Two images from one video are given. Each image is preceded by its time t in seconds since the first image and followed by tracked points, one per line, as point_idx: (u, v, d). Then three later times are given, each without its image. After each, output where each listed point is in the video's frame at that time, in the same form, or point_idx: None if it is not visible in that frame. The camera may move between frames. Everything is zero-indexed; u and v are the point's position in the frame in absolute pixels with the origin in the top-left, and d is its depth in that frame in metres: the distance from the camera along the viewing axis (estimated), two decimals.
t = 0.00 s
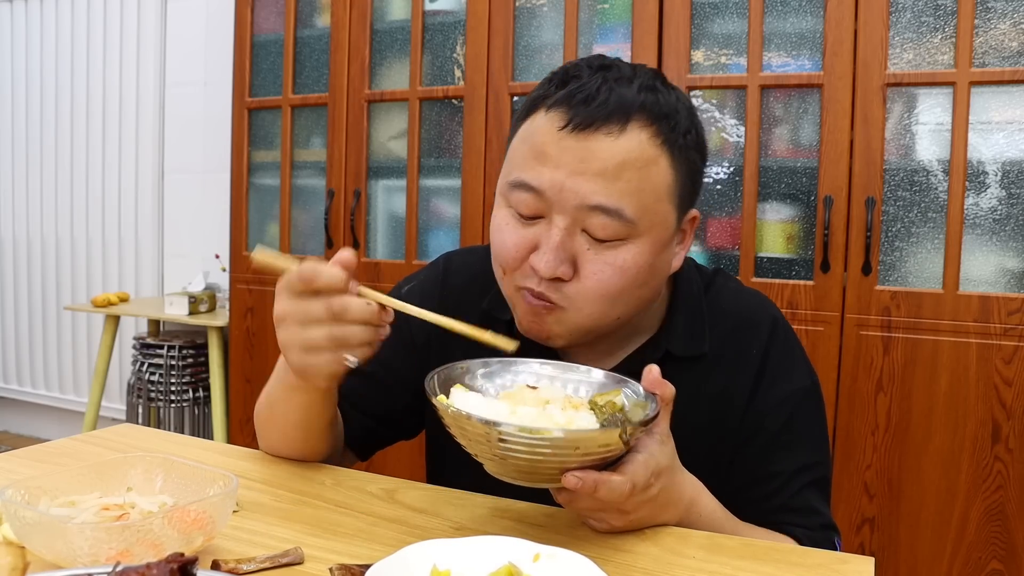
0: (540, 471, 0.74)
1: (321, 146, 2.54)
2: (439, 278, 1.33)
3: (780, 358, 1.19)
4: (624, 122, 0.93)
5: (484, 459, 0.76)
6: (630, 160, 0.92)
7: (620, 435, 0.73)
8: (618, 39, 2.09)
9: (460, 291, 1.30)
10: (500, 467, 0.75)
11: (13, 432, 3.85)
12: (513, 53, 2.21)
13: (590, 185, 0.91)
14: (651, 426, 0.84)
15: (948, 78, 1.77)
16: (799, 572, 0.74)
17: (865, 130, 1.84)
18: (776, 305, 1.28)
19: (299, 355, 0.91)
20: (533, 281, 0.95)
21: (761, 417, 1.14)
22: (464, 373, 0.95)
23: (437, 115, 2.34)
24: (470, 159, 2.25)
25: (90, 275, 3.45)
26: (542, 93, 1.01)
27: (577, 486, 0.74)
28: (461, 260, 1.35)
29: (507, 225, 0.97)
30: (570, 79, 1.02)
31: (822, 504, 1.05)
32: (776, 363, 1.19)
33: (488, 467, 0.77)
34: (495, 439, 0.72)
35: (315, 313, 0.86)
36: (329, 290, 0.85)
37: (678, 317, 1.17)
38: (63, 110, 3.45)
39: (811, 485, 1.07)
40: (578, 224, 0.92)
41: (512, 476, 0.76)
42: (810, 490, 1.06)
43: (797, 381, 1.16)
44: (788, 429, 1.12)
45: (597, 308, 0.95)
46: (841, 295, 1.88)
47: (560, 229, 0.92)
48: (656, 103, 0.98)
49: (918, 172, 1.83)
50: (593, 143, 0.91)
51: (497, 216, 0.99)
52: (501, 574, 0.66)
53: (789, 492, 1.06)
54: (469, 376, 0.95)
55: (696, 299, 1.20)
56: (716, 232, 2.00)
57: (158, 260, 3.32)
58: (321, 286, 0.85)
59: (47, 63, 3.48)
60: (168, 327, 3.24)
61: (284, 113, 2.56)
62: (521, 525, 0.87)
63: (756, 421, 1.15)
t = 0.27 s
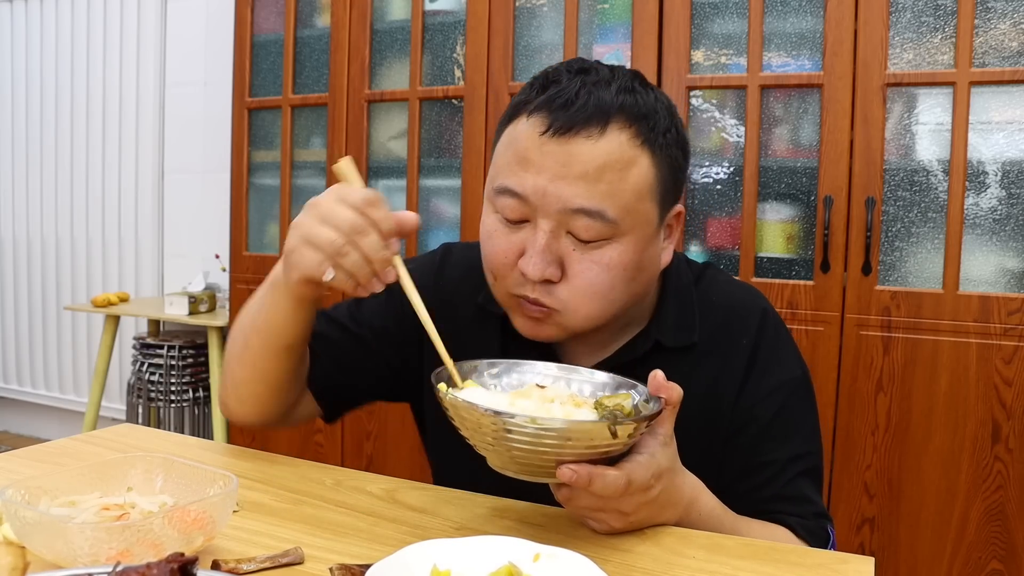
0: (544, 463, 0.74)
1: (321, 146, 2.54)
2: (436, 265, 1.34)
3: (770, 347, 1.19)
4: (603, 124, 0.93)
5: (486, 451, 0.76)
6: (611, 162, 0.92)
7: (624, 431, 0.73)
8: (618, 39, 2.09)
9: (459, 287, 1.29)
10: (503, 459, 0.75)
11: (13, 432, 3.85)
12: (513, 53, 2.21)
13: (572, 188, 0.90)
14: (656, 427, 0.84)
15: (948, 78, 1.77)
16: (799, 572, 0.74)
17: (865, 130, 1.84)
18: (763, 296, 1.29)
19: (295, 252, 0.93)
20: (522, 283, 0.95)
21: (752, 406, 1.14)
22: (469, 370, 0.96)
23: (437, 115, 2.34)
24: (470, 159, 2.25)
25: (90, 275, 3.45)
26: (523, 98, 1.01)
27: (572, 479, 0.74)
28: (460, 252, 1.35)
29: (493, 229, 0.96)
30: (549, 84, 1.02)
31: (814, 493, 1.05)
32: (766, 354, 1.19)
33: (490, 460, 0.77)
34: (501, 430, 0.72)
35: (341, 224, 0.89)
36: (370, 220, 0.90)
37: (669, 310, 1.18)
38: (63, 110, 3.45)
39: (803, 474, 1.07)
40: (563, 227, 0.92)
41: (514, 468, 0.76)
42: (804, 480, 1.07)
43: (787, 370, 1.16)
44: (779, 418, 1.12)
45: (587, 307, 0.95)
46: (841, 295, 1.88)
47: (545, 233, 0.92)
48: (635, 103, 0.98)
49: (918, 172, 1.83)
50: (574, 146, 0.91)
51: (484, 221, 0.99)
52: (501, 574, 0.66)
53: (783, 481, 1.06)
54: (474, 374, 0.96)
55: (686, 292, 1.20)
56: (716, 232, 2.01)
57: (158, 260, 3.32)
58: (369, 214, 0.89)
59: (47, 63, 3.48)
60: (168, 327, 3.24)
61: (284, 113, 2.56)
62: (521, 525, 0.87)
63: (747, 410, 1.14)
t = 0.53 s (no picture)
0: (541, 459, 0.75)
1: (321, 146, 2.54)
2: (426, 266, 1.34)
3: (758, 343, 1.19)
4: (595, 143, 0.91)
5: (484, 450, 0.77)
6: (603, 182, 0.89)
7: (618, 425, 0.74)
8: (618, 39, 2.09)
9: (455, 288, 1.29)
10: (502, 457, 0.76)
11: (13, 432, 3.85)
12: (513, 53, 2.21)
13: (565, 211, 0.88)
14: (652, 423, 0.85)
15: (948, 78, 1.77)
16: (798, 572, 0.74)
17: (865, 130, 1.84)
18: (750, 291, 1.29)
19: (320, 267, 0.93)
20: (519, 302, 0.93)
21: (741, 401, 1.14)
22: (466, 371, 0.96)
23: (437, 115, 2.34)
24: (470, 159, 2.25)
25: (90, 275, 3.45)
26: (511, 116, 0.98)
27: (566, 473, 0.75)
28: (452, 254, 1.36)
29: (486, 250, 0.94)
30: (537, 100, 0.99)
31: (807, 485, 1.05)
32: (754, 348, 1.19)
33: (488, 459, 0.78)
34: (498, 427, 0.73)
35: (367, 243, 0.88)
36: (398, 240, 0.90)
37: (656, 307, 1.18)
38: (63, 110, 3.45)
39: (795, 466, 1.07)
40: (557, 248, 0.90)
41: (513, 466, 0.77)
42: (795, 472, 1.07)
43: (775, 364, 1.17)
44: (770, 412, 1.12)
45: (584, 324, 0.94)
46: (841, 295, 1.88)
47: (539, 255, 0.90)
48: (624, 119, 0.95)
49: (918, 172, 1.83)
50: (565, 168, 0.88)
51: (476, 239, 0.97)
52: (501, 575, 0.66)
53: (774, 474, 1.06)
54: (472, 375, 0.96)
55: (673, 289, 1.20)
56: (716, 232, 2.01)
57: (158, 260, 3.32)
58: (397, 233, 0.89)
59: (47, 63, 3.48)
60: (168, 327, 3.24)
61: (284, 113, 2.56)
62: (521, 525, 0.87)
63: (736, 406, 1.15)
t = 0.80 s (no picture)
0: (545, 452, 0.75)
1: (321, 146, 2.54)
2: (416, 277, 1.35)
3: (753, 342, 1.20)
4: (594, 162, 0.89)
5: (485, 441, 0.77)
6: (604, 203, 0.88)
7: (618, 418, 0.74)
8: (618, 39, 2.09)
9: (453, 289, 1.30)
10: (504, 450, 0.76)
11: (13, 432, 3.85)
12: (513, 53, 2.21)
13: (567, 233, 0.86)
14: (652, 423, 0.85)
15: (948, 78, 1.77)
16: (799, 572, 0.74)
17: (865, 130, 1.84)
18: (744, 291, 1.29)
19: (314, 305, 0.92)
20: (520, 321, 0.92)
21: (737, 401, 1.15)
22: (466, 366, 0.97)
23: (437, 115, 2.34)
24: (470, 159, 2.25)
25: (90, 275, 3.45)
26: (505, 130, 0.96)
27: (557, 465, 0.75)
28: (441, 264, 1.36)
29: (485, 268, 0.93)
30: (532, 115, 0.96)
31: (804, 483, 1.05)
32: (749, 348, 1.19)
33: (488, 450, 0.78)
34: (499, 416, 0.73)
35: (355, 266, 0.89)
36: (379, 252, 0.92)
37: (649, 310, 1.17)
38: (63, 110, 3.45)
39: (793, 465, 1.07)
40: (558, 268, 0.89)
41: (515, 459, 0.77)
42: (793, 470, 1.07)
43: (771, 364, 1.17)
44: (766, 411, 1.12)
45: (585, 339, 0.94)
46: (841, 295, 1.88)
47: (540, 276, 0.88)
48: (623, 134, 0.93)
49: (918, 172, 1.83)
50: (565, 190, 0.87)
51: (474, 256, 0.95)
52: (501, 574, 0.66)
53: (772, 473, 1.06)
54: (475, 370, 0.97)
55: (667, 291, 1.20)
56: (716, 232, 2.01)
57: (158, 260, 3.32)
58: (377, 247, 0.91)
59: (47, 63, 3.48)
60: (167, 327, 3.24)
61: (284, 113, 2.56)
62: (521, 525, 0.87)
63: (733, 405, 1.15)
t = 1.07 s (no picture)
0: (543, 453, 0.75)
1: (321, 146, 2.54)
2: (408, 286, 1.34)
3: (748, 340, 1.20)
4: (592, 180, 0.88)
5: (484, 444, 0.77)
6: (603, 221, 0.87)
7: (617, 419, 0.74)
8: (618, 39, 2.09)
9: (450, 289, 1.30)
10: (503, 452, 0.76)
11: (13, 432, 3.85)
12: (513, 53, 2.21)
13: (566, 252, 0.86)
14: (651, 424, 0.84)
15: (948, 78, 1.77)
16: (799, 572, 0.74)
17: (865, 130, 1.84)
18: (739, 290, 1.29)
19: (324, 313, 0.92)
20: (519, 334, 0.93)
21: (733, 399, 1.15)
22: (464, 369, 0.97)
23: (437, 115, 2.34)
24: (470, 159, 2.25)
25: (90, 275, 3.45)
26: (499, 143, 0.94)
27: (558, 468, 0.74)
28: (433, 271, 1.35)
29: (483, 282, 0.93)
30: (525, 128, 0.94)
31: (802, 481, 1.05)
32: (744, 346, 1.19)
33: (487, 454, 0.78)
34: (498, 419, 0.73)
35: (366, 270, 0.90)
36: (388, 259, 0.95)
37: (644, 311, 1.18)
38: (63, 110, 3.45)
39: (790, 462, 1.07)
40: (557, 284, 0.89)
41: (514, 462, 0.77)
42: (790, 468, 1.06)
43: (767, 362, 1.16)
44: (763, 409, 1.12)
45: (584, 349, 0.95)
46: (841, 295, 1.88)
47: (539, 292, 0.89)
48: (620, 148, 0.92)
49: (918, 172, 1.83)
50: (564, 210, 0.86)
51: (471, 270, 0.95)
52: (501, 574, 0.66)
53: (769, 471, 1.06)
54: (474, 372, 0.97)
55: (661, 291, 1.20)
56: (716, 232, 2.01)
57: (158, 260, 3.32)
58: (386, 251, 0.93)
59: (47, 63, 3.48)
60: (167, 327, 3.24)
61: (284, 113, 2.56)
62: (521, 525, 0.87)
63: (729, 404, 1.15)
